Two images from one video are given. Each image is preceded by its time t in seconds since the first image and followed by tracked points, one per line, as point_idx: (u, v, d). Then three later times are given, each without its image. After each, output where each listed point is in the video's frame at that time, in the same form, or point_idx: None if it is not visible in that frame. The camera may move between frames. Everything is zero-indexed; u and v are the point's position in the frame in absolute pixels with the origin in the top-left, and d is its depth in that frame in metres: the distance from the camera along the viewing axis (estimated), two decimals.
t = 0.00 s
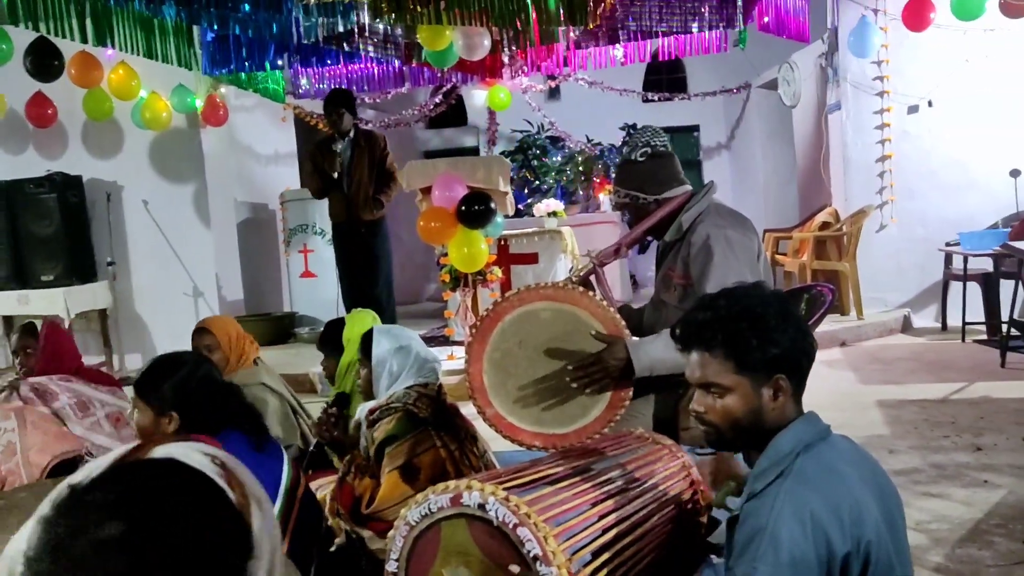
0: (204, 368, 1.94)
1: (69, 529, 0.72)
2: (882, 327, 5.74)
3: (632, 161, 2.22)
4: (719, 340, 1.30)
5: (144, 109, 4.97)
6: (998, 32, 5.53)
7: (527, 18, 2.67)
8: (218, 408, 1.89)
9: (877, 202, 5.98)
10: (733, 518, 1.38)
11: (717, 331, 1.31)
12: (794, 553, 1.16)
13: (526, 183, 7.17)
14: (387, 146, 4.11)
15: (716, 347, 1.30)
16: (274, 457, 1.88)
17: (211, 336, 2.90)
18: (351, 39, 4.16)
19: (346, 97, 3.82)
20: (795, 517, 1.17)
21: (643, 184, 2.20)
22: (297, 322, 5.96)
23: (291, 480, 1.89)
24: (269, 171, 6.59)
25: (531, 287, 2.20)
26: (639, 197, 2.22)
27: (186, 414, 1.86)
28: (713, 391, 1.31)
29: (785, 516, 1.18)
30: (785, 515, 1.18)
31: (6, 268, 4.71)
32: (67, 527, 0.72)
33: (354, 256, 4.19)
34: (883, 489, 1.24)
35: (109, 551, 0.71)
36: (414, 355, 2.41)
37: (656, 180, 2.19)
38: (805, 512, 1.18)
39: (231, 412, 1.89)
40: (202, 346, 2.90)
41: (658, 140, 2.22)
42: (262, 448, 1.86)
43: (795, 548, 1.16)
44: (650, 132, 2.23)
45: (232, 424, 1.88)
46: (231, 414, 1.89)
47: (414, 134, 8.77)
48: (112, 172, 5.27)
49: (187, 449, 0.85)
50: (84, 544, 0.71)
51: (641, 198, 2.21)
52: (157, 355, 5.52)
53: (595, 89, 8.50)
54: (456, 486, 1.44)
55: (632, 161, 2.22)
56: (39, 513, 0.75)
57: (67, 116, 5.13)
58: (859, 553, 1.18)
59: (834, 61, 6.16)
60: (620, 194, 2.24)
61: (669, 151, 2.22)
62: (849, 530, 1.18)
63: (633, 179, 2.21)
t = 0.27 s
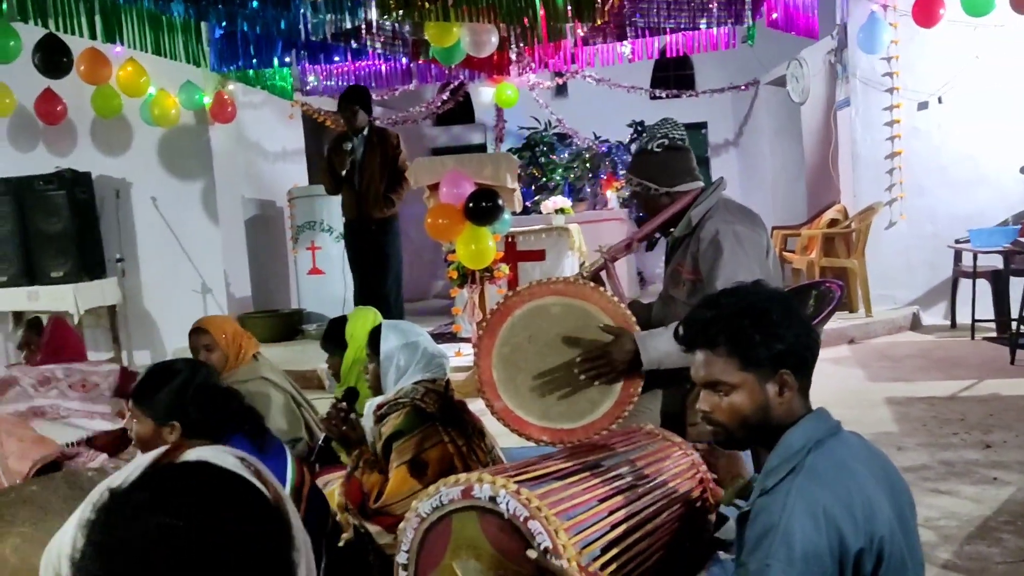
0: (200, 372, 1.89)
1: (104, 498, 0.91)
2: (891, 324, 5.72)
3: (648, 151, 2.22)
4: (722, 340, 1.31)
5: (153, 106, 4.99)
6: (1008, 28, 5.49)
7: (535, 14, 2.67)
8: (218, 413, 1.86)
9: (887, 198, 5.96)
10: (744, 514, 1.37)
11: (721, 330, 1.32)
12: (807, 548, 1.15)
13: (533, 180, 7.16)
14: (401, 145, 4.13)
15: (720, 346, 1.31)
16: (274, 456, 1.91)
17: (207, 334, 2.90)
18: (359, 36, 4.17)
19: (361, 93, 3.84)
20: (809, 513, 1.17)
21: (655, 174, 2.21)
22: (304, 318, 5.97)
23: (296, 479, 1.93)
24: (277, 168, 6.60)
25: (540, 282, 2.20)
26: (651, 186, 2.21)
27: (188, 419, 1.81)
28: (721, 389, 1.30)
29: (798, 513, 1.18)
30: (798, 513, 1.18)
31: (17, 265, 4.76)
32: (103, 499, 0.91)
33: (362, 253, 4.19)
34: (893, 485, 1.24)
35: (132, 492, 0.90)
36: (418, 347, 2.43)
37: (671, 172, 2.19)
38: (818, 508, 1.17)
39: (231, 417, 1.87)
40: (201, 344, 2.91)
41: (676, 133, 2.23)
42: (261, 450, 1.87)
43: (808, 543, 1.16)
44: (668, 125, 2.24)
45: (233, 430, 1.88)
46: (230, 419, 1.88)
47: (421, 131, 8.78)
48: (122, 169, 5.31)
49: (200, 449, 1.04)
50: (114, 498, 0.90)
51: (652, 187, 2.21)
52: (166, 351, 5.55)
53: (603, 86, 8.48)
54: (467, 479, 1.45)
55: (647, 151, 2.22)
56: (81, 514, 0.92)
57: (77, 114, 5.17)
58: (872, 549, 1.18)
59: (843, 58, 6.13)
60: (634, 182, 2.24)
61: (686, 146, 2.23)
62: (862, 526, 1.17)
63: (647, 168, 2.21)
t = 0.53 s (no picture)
0: (208, 367, 1.86)
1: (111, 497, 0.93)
2: (902, 322, 5.69)
3: (667, 142, 2.20)
4: (728, 339, 1.32)
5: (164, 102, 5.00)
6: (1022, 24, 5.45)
7: (545, 11, 2.68)
8: (224, 411, 1.83)
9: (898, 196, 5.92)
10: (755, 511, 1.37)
11: (727, 330, 1.32)
12: (817, 544, 1.15)
13: (542, 177, 7.16)
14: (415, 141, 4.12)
15: (726, 345, 1.32)
16: (284, 454, 1.91)
17: (218, 327, 2.93)
18: (370, 33, 4.19)
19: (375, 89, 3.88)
20: (820, 509, 1.17)
21: (671, 167, 2.18)
22: (315, 315, 5.99)
23: (303, 475, 1.95)
24: (287, 164, 6.63)
25: (553, 279, 2.21)
26: (666, 179, 2.19)
27: (199, 416, 1.80)
28: (731, 388, 1.31)
29: (810, 509, 1.18)
30: (810, 509, 1.18)
31: (29, 259, 4.77)
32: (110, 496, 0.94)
33: (373, 250, 4.21)
34: (905, 484, 1.24)
35: (144, 485, 0.93)
36: (429, 345, 2.45)
37: (689, 166, 2.17)
38: (830, 505, 1.17)
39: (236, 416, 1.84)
40: (210, 337, 2.93)
41: (699, 128, 2.20)
42: (271, 449, 1.88)
43: (817, 540, 1.16)
44: (693, 117, 2.21)
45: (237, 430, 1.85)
46: (235, 417, 1.85)
47: (431, 127, 8.79)
48: (134, 165, 5.32)
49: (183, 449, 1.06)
50: (124, 494, 0.92)
51: (667, 179, 2.19)
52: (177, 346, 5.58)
53: (613, 82, 8.46)
54: (478, 476, 1.45)
55: (667, 142, 2.20)
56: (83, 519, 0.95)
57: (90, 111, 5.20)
58: (882, 547, 1.18)
59: (855, 53, 6.10)
60: (650, 172, 2.21)
61: (706, 143, 2.20)
62: (873, 524, 1.18)
63: (665, 160, 2.19)
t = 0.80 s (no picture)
0: (230, 355, 1.99)
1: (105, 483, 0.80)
2: (915, 317, 5.65)
3: (685, 130, 2.16)
4: (732, 334, 1.31)
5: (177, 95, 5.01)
6: None
7: (557, 2, 2.67)
8: (240, 396, 1.93)
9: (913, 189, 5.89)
10: (767, 503, 1.36)
11: (730, 325, 1.32)
12: (831, 536, 1.15)
13: (554, 170, 7.14)
14: (426, 134, 4.10)
15: (731, 340, 1.31)
16: (299, 446, 1.91)
17: (234, 318, 2.95)
18: (382, 25, 4.19)
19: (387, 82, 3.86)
20: (836, 501, 1.17)
21: (690, 157, 2.14)
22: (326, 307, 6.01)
23: (318, 467, 1.93)
24: (299, 157, 6.64)
25: (563, 271, 2.19)
26: (681, 167, 2.16)
27: (217, 403, 1.91)
28: (740, 384, 1.30)
29: (825, 501, 1.17)
30: (825, 501, 1.17)
31: (43, 250, 4.81)
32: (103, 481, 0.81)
33: (384, 242, 4.21)
34: (920, 477, 1.24)
35: (142, 467, 0.80)
36: (443, 339, 2.44)
37: (707, 157, 2.14)
38: (846, 497, 1.17)
39: (251, 403, 1.92)
40: (226, 329, 2.95)
41: (723, 120, 2.16)
42: (283, 436, 1.88)
43: (833, 531, 1.15)
44: (715, 106, 2.16)
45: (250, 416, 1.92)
46: (250, 405, 1.93)
47: (443, 120, 8.78)
48: (147, 157, 5.35)
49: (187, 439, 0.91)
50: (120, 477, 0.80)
51: (683, 169, 2.15)
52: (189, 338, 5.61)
53: (625, 75, 8.42)
54: (486, 469, 1.46)
55: (686, 129, 2.16)
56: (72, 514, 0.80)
57: (103, 103, 5.22)
58: (897, 540, 1.18)
59: (870, 46, 6.05)
60: (666, 158, 2.17)
61: (728, 136, 2.17)
62: (888, 517, 1.17)
63: (683, 148, 2.15)
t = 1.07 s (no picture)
0: (255, 342, 2.07)
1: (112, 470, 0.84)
2: (929, 310, 5.62)
3: (703, 117, 2.14)
4: (741, 332, 1.31)
5: (192, 88, 5.03)
6: None
7: None
8: (264, 377, 1.98)
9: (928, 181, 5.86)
10: (779, 493, 1.37)
11: (736, 319, 1.33)
12: (841, 526, 1.15)
13: (566, 162, 7.12)
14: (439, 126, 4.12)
15: (738, 335, 1.32)
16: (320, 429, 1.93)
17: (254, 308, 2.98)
18: (394, 17, 4.20)
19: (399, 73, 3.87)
20: (846, 491, 1.17)
21: (707, 147, 2.13)
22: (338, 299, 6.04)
23: (338, 450, 1.94)
24: (311, 149, 6.66)
25: (575, 263, 2.21)
26: (696, 155, 2.15)
27: (245, 387, 1.97)
28: (749, 378, 1.30)
29: (835, 491, 1.17)
30: (835, 492, 1.17)
31: (60, 241, 4.82)
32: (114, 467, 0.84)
33: (396, 234, 4.23)
34: (931, 468, 1.24)
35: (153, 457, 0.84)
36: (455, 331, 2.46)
37: (723, 147, 2.13)
38: (856, 488, 1.17)
39: (278, 388, 1.96)
40: (245, 318, 2.99)
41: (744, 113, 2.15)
42: (303, 419, 1.91)
43: (842, 522, 1.16)
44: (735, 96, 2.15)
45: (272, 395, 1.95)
46: (274, 385, 1.96)
47: (454, 112, 8.78)
48: (162, 150, 5.38)
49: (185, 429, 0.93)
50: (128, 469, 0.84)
51: (698, 158, 2.14)
52: (204, 329, 5.65)
53: (637, 67, 8.38)
54: (501, 456, 1.47)
55: (703, 116, 2.14)
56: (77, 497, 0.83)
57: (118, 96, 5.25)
58: (907, 530, 1.18)
59: (886, 37, 6.00)
60: (682, 144, 2.16)
61: (745, 129, 2.17)
62: (899, 507, 1.18)
63: (699, 135, 2.13)
